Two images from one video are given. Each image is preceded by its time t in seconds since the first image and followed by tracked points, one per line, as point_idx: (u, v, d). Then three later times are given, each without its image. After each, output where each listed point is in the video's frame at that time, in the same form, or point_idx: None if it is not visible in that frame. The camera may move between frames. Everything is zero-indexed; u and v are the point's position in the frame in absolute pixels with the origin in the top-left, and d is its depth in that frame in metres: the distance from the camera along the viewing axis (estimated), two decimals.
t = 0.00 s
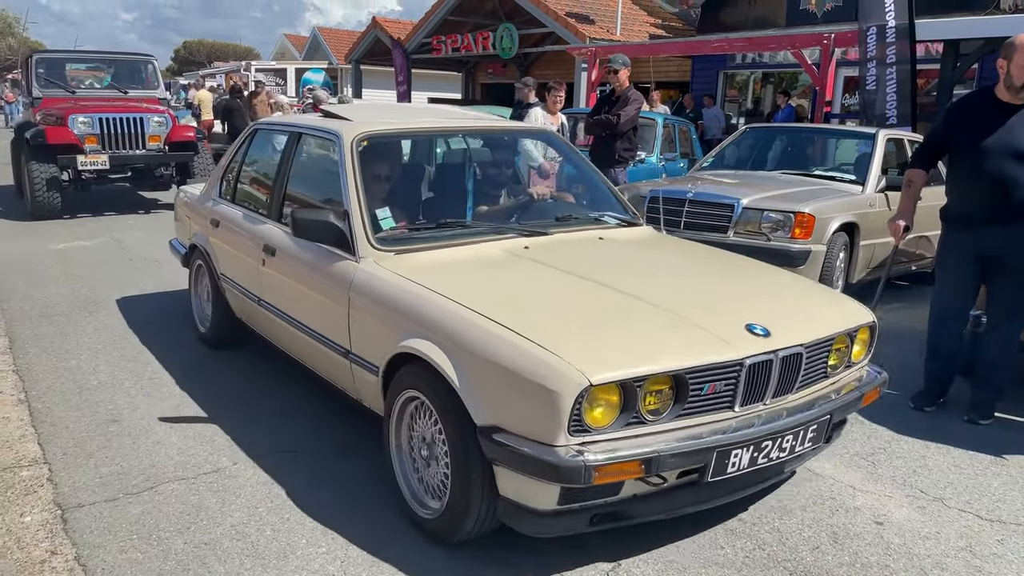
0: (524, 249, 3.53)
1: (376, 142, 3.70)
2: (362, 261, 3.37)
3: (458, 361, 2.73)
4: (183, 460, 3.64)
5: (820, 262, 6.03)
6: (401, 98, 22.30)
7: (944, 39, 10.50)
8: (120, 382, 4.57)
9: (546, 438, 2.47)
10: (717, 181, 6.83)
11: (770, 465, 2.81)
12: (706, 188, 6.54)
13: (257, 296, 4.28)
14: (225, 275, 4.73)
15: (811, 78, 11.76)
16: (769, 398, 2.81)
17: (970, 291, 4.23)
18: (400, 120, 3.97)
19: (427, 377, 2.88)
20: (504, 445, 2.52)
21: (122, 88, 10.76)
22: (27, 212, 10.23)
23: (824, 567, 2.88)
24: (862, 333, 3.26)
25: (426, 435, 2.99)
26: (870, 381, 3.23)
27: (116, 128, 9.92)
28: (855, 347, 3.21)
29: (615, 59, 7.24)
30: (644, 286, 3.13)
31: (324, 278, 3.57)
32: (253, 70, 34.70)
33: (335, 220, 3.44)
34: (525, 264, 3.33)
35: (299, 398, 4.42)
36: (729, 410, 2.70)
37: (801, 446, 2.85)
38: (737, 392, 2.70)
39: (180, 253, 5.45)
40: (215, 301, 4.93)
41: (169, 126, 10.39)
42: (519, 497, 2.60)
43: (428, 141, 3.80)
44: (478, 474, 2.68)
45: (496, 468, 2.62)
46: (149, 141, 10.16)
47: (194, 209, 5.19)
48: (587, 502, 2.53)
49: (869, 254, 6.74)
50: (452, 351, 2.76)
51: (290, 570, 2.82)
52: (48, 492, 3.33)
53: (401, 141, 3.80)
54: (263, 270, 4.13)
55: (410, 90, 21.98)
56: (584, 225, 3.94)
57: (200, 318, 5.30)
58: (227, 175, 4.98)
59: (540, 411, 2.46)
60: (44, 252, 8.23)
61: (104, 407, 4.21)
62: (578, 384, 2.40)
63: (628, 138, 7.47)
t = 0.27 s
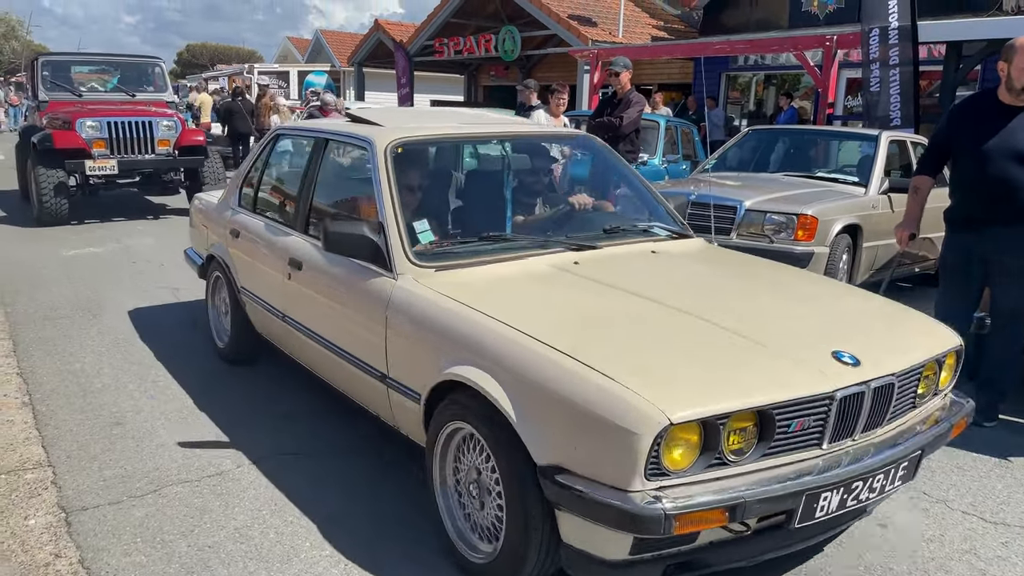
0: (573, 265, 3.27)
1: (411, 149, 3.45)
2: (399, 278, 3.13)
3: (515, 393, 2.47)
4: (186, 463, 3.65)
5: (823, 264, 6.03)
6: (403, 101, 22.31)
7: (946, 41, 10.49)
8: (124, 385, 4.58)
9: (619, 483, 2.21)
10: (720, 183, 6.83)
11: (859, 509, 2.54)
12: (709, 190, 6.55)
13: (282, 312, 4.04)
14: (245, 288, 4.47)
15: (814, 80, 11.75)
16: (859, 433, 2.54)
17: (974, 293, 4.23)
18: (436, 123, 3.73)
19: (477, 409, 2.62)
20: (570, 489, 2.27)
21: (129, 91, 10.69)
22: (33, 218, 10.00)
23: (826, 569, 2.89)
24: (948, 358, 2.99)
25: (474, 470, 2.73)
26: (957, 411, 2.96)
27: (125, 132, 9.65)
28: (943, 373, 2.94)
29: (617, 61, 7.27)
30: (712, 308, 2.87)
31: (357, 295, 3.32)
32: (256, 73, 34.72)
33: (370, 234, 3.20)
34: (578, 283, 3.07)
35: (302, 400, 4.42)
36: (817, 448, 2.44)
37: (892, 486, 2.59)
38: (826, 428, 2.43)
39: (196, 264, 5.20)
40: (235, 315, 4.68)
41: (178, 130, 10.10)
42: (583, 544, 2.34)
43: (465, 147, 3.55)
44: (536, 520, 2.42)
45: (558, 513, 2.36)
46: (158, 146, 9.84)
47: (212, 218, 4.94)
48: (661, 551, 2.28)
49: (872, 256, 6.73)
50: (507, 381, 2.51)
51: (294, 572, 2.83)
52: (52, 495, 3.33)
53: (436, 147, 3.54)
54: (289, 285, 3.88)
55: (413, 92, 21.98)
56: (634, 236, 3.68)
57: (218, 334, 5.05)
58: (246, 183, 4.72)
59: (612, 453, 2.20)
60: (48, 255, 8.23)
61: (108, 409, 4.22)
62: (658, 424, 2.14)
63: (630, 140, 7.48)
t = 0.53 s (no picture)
0: (618, 278, 3.11)
1: (440, 156, 3.30)
2: (433, 293, 2.96)
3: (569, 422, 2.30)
4: (189, 466, 3.65)
5: (825, 266, 6.03)
6: (405, 103, 22.33)
7: (948, 42, 10.49)
8: (126, 387, 4.59)
9: (689, 524, 2.03)
10: (722, 186, 6.83)
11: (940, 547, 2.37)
12: (710, 192, 6.56)
13: (303, 326, 3.86)
14: (262, 300, 4.29)
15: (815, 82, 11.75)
16: (940, 466, 2.37)
17: (975, 295, 4.22)
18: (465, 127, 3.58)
19: (526, 438, 2.44)
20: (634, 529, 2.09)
21: (135, 92, 10.70)
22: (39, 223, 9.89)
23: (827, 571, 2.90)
24: None
25: (520, 503, 2.55)
26: None
27: (132, 135, 9.52)
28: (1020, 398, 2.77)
29: (617, 63, 7.32)
30: (776, 328, 2.69)
31: (386, 311, 3.15)
32: (258, 75, 34.74)
33: (399, 245, 3.04)
34: (627, 300, 2.89)
35: (304, 403, 4.43)
36: (898, 484, 2.27)
37: (974, 522, 2.42)
38: (908, 462, 2.27)
39: (209, 273, 5.01)
40: (251, 328, 4.50)
41: (185, 134, 9.97)
42: None
43: (496, 154, 3.40)
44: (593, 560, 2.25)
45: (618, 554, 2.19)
46: (165, 149, 9.72)
47: (226, 226, 4.76)
48: None
49: (873, 258, 6.73)
50: (560, 409, 2.33)
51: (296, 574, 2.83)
52: (55, 498, 3.34)
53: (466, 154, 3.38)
54: (311, 298, 3.70)
55: (414, 94, 22.01)
56: (677, 245, 3.51)
57: (233, 347, 4.87)
58: (262, 189, 4.54)
59: (683, 491, 2.03)
60: (51, 258, 8.25)
61: (110, 412, 4.23)
62: (735, 460, 1.97)
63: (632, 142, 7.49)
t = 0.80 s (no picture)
0: (663, 292, 2.93)
1: (471, 162, 3.14)
2: (467, 309, 2.80)
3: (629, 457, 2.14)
4: (192, 468, 3.66)
5: (827, 268, 6.03)
6: (406, 105, 22.34)
7: (950, 44, 10.47)
8: (128, 390, 4.59)
9: (764, 569, 1.88)
10: (724, 187, 6.82)
11: None
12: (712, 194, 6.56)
13: (324, 341, 3.69)
14: (279, 312, 4.12)
15: (817, 83, 11.73)
16: None
17: (978, 296, 4.20)
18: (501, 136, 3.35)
19: (576, 468, 2.28)
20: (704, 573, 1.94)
21: (140, 95, 10.70)
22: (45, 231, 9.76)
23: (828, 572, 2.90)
24: None
25: (569, 535, 2.40)
26: None
27: (137, 139, 9.45)
28: None
29: (618, 65, 7.31)
30: (828, 344, 2.54)
31: (416, 327, 2.98)
32: (259, 77, 34.75)
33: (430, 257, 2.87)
34: (674, 315, 2.73)
35: (307, 405, 4.43)
36: (986, 520, 2.12)
37: None
38: (996, 496, 2.11)
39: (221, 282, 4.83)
40: (267, 341, 4.33)
41: (192, 137, 9.93)
42: None
43: (527, 159, 3.24)
44: None
45: None
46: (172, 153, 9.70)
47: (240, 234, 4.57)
48: None
49: (875, 259, 6.73)
50: (618, 441, 2.17)
51: None
52: (58, 501, 3.34)
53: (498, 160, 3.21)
54: (333, 311, 3.53)
55: (416, 96, 22.03)
56: (719, 257, 3.31)
57: (246, 359, 4.70)
58: (278, 197, 4.37)
59: (761, 533, 1.87)
60: (53, 261, 8.25)
61: (113, 415, 4.23)
62: (819, 500, 1.81)
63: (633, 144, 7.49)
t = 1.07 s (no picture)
0: (717, 307, 2.72)
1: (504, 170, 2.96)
2: (506, 327, 2.60)
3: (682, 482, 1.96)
4: (194, 471, 3.66)
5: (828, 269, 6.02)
6: (407, 108, 22.37)
7: (951, 45, 10.46)
8: (130, 393, 4.60)
9: None
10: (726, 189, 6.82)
11: None
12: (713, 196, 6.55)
13: (347, 356, 3.50)
14: (298, 326, 3.93)
15: (818, 85, 11.73)
16: None
17: (978, 298, 4.19)
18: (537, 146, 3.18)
19: (634, 506, 2.07)
20: None
21: (144, 98, 10.70)
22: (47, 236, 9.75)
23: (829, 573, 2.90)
24: None
25: None
26: None
27: (144, 143, 9.43)
28: None
29: (619, 67, 7.31)
30: (894, 360, 2.34)
31: (449, 345, 2.79)
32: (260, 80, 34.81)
33: (465, 270, 2.68)
34: (727, 332, 2.51)
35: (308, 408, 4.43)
36: None
37: None
38: None
39: (236, 293, 4.65)
40: (283, 355, 4.14)
41: (200, 141, 9.90)
42: None
43: (566, 162, 3.06)
44: None
45: None
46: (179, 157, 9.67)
47: (255, 243, 4.39)
48: None
49: (877, 261, 6.72)
50: (670, 466, 1.99)
51: None
52: (60, 504, 3.34)
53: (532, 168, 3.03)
54: (357, 326, 3.35)
55: (417, 99, 22.06)
56: (771, 268, 3.11)
57: (262, 374, 4.52)
58: (296, 203, 4.19)
59: None
60: (55, 265, 8.26)
61: (114, 418, 4.23)
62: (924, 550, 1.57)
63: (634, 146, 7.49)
